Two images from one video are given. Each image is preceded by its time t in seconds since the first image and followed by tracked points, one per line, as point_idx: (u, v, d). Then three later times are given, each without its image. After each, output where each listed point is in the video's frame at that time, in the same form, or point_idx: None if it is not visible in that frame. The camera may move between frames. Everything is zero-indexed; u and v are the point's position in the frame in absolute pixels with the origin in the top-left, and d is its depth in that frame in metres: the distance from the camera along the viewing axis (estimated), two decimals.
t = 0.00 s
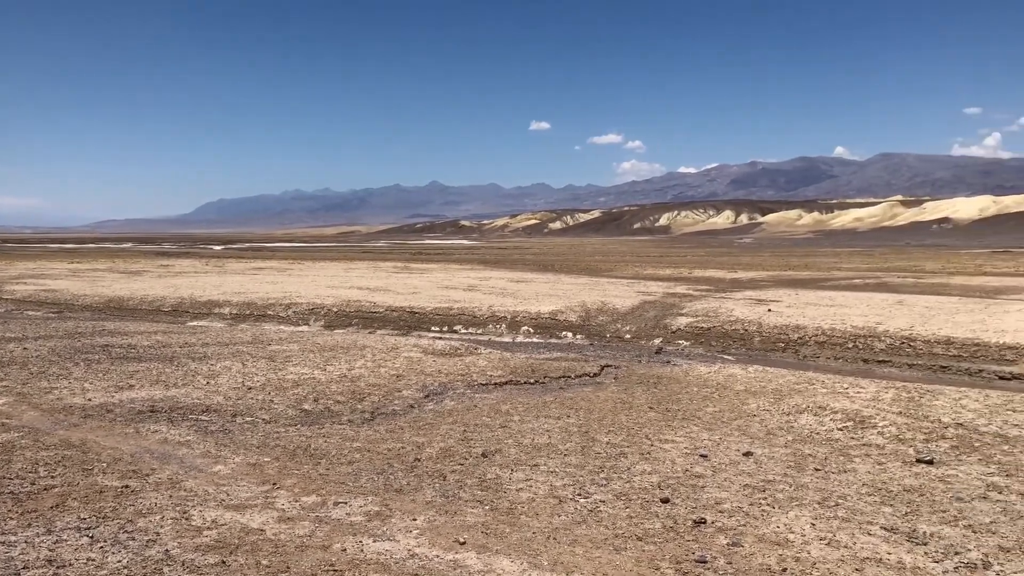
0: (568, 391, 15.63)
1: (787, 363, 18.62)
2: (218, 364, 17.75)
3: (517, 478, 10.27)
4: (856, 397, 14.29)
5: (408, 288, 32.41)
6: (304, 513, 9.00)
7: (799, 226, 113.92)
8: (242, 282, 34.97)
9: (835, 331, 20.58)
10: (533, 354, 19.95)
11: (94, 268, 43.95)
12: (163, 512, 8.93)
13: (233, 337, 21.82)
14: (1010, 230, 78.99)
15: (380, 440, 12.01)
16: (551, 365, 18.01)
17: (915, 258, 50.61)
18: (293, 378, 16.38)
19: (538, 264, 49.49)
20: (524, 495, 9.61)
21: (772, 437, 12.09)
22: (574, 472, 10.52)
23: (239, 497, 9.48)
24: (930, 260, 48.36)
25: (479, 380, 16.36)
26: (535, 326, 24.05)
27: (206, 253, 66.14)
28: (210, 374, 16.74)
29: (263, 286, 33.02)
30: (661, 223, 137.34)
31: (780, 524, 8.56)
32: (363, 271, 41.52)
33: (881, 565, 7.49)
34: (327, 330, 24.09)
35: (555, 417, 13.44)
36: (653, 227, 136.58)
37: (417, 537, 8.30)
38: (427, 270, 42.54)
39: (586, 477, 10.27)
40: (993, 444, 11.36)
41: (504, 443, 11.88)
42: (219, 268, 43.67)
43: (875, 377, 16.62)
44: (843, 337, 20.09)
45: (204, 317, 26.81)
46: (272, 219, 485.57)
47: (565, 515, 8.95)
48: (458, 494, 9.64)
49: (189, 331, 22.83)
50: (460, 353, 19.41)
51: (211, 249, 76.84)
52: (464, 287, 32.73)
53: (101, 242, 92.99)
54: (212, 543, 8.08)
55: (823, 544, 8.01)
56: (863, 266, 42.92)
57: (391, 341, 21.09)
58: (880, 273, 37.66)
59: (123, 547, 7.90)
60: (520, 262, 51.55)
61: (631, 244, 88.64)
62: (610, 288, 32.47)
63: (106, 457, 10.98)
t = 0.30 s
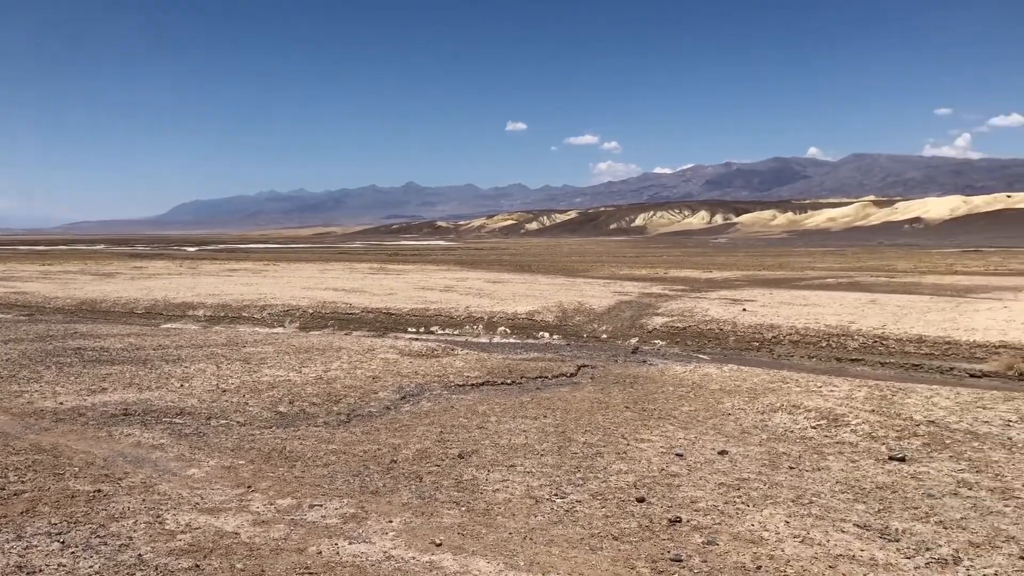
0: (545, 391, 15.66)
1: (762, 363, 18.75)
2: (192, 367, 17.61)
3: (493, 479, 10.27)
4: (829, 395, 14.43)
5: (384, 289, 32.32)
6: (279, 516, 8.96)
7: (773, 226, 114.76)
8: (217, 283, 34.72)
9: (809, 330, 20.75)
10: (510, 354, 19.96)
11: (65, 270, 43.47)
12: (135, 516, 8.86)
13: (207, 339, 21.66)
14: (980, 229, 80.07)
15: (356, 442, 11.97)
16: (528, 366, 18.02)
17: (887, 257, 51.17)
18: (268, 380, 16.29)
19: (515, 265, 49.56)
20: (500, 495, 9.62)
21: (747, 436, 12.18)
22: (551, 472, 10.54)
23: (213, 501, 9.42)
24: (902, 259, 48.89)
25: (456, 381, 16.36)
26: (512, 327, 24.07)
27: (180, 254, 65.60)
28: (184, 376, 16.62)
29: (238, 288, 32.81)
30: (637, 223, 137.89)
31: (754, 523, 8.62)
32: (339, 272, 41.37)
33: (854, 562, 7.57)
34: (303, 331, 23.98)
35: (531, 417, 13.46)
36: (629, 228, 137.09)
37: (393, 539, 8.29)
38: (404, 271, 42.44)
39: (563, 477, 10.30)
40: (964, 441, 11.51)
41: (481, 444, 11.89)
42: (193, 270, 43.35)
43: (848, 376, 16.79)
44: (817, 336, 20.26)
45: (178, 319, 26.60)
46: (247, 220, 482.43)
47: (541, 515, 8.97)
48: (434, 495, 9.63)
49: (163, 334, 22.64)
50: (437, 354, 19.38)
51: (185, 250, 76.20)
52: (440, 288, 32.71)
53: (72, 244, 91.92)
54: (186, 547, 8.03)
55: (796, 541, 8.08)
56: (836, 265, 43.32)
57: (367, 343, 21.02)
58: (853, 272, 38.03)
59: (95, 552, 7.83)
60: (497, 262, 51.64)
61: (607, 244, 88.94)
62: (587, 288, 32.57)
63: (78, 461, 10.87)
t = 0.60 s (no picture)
0: (519, 392, 15.67)
1: (734, 362, 18.90)
2: (163, 369, 17.44)
3: (467, 480, 10.26)
4: (801, 395, 14.56)
5: (358, 290, 32.22)
6: (251, 519, 8.90)
7: (746, 228, 115.63)
8: (189, 285, 34.40)
9: (781, 331, 20.94)
10: (484, 355, 19.96)
11: (34, 271, 42.91)
12: (105, 520, 8.76)
13: (179, 341, 21.46)
14: (948, 231, 81.15)
15: (329, 445, 11.92)
16: (503, 367, 18.03)
17: (857, 258, 51.69)
18: (240, 382, 16.16)
19: (490, 266, 49.59)
20: (474, 497, 9.62)
21: (719, 436, 12.26)
22: (524, 473, 10.55)
23: (184, 504, 9.34)
24: (873, 259, 49.46)
25: (430, 383, 16.33)
26: (487, 328, 24.07)
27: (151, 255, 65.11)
28: (155, 379, 16.46)
29: (210, 289, 32.54)
30: (611, 224, 138.31)
31: (726, 522, 8.69)
32: (312, 273, 41.16)
33: (825, 561, 7.65)
34: (276, 333, 23.84)
35: (505, 419, 13.45)
36: (603, 229, 137.59)
37: (366, 542, 8.27)
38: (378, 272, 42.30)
39: (536, 478, 10.32)
40: (932, 440, 11.66)
41: (455, 445, 11.87)
42: (165, 271, 42.93)
43: (819, 376, 16.97)
44: (788, 337, 20.44)
45: (149, 320, 26.34)
46: (220, 221, 478.44)
47: (515, 516, 8.98)
48: (408, 497, 9.61)
49: (134, 336, 22.40)
50: (411, 355, 19.34)
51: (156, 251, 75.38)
52: (415, 290, 32.63)
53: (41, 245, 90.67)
54: (156, 550, 7.96)
55: (768, 541, 8.15)
56: (807, 266, 43.72)
57: (341, 344, 20.94)
58: (824, 273, 38.39)
59: (63, 557, 7.74)
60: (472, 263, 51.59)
61: (581, 245, 89.18)
62: (561, 289, 32.65)
63: (46, 465, 10.73)
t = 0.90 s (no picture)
0: (491, 392, 15.67)
1: (705, 362, 19.03)
2: (131, 370, 17.25)
3: (439, 481, 10.25)
4: (770, 395, 14.68)
5: (329, 290, 32.04)
6: (220, 520, 8.82)
7: (717, 228, 116.43)
8: (157, 284, 34.05)
9: (751, 331, 21.12)
10: (457, 355, 19.93)
11: None
12: (70, 523, 8.64)
13: (147, 341, 21.21)
14: (915, 232, 82.24)
15: (300, 446, 11.84)
16: (475, 367, 18.02)
17: (825, 259, 52.26)
18: (210, 383, 16.01)
19: (462, 266, 49.55)
20: (445, 497, 9.60)
21: (690, 435, 12.32)
22: (496, 473, 10.55)
23: (151, 506, 9.24)
24: (841, 260, 50.00)
25: (402, 383, 16.27)
26: (459, 328, 24.03)
27: (120, 254, 64.43)
28: (122, 379, 16.26)
29: (180, 289, 32.23)
30: (584, 224, 138.63)
31: (696, 521, 8.74)
32: (284, 273, 40.89)
33: (794, 559, 7.71)
34: (246, 333, 23.65)
35: (477, 419, 13.45)
36: (576, 229, 137.97)
37: (336, 543, 8.22)
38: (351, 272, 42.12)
39: (508, 478, 10.32)
40: (899, 438, 11.80)
41: (426, 446, 11.84)
42: (134, 271, 42.46)
43: (788, 375, 17.13)
44: (758, 336, 20.62)
45: (117, 320, 26.02)
46: (190, 220, 473.84)
47: (486, 516, 8.98)
48: (379, 498, 9.58)
49: (101, 336, 22.12)
50: (383, 355, 19.27)
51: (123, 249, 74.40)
52: (387, 290, 32.51)
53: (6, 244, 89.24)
54: (123, 553, 7.86)
55: (738, 539, 8.21)
56: (776, 267, 44.07)
57: (312, 345, 20.82)
58: (794, 274, 38.76)
59: (28, 561, 7.63)
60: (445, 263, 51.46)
61: (553, 245, 89.28)
62: (534, 289, 32.69)
63: (10, 468, 10.56)
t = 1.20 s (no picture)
0: (464, 391, 15.65)
1: (677, 361, 19.13)
2: (98, 370, 17.02)
3: (410, 480, 10.21)
4: (741, 393, 14.78)
5: (301, 289, 31.81)
6: (189, 522, 8.73)
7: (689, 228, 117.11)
8: (125, 283, 33.61)
9: (722, 329, 21.26)
10: (429, 355, 19.88)
11: None
12: (35, 525, 8.51)
13: (114, 341, 20.94)
14: (883, 231, 83.21)
15: (270, 446, 11.75)
16: (447, 366, 17.98)
17: (795, 258, 52.78)
18: (179, 383, 15.84)
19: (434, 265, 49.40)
20: (417, 497, 9.58)
21: (661, 433, 12.38)
22: (468, 472, 10.54)
23: (119, 508, 9.12)
24: (810, 259, 50.55)
25: (373, 383, 16.19)
26: (431, 327, 23.97)
27: (86, 253, 63.53)
28: (89, 380, 16.04)
29: (148, 288, 31.83)
30: (556, 223, 138.81)
31: (668, 518, 8.78)
32: (254, 272, 40.55)
33: (764, 555, 7.77)
34: (216, 333, 23.42)
35: (450, 418, 13.42)
36: (548, 228, 138.13)
37: (306, 543, 8.17)
38: (322, 271, 41.85)
39: (480, 477, 10.31)
40: (867, 435, 11.94)
41: (398, 446, 11.80)
42: (101, 269, 41.90)
43: (759, 373, 17.26)
44: (729, 335, 20.76)
45: (84, 320, 25.66)
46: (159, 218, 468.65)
47: (459, 515, 8.96)
48: (350, 498, 9.53)
49: (67, 336, 21.79)
50: (355, 355, 19.17)
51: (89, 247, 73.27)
52: (358, 289, 32.35)
53: None
54: (89, 556, 7.76)
55: (708, 536, 8.26)
56: (746, 266, 44.36)
57: (283, 344, 20.66)
58: (764, 273, 39.05)
59: None
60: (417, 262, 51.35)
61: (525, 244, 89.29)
62: (506, 288, 32.70)
63: None
